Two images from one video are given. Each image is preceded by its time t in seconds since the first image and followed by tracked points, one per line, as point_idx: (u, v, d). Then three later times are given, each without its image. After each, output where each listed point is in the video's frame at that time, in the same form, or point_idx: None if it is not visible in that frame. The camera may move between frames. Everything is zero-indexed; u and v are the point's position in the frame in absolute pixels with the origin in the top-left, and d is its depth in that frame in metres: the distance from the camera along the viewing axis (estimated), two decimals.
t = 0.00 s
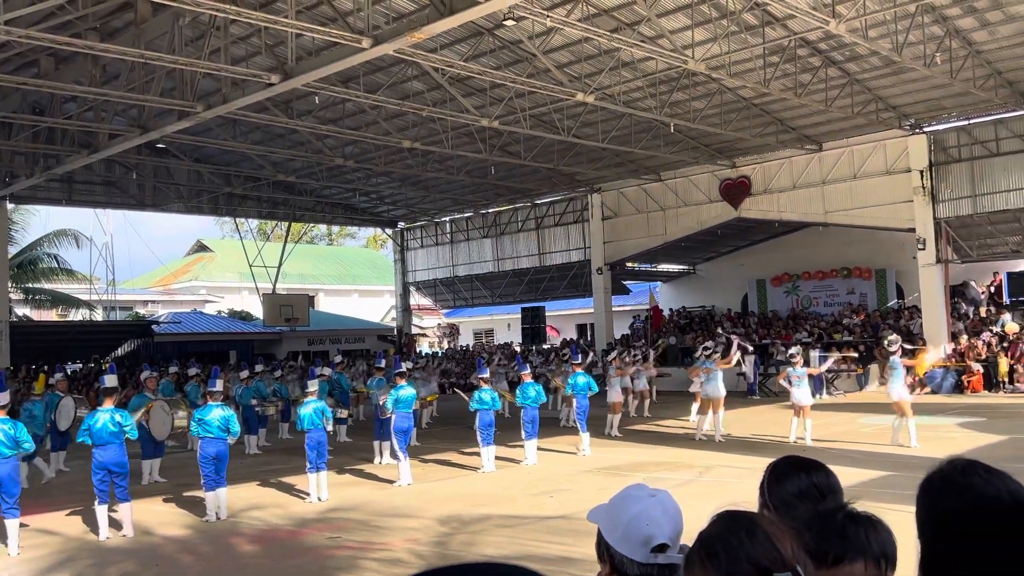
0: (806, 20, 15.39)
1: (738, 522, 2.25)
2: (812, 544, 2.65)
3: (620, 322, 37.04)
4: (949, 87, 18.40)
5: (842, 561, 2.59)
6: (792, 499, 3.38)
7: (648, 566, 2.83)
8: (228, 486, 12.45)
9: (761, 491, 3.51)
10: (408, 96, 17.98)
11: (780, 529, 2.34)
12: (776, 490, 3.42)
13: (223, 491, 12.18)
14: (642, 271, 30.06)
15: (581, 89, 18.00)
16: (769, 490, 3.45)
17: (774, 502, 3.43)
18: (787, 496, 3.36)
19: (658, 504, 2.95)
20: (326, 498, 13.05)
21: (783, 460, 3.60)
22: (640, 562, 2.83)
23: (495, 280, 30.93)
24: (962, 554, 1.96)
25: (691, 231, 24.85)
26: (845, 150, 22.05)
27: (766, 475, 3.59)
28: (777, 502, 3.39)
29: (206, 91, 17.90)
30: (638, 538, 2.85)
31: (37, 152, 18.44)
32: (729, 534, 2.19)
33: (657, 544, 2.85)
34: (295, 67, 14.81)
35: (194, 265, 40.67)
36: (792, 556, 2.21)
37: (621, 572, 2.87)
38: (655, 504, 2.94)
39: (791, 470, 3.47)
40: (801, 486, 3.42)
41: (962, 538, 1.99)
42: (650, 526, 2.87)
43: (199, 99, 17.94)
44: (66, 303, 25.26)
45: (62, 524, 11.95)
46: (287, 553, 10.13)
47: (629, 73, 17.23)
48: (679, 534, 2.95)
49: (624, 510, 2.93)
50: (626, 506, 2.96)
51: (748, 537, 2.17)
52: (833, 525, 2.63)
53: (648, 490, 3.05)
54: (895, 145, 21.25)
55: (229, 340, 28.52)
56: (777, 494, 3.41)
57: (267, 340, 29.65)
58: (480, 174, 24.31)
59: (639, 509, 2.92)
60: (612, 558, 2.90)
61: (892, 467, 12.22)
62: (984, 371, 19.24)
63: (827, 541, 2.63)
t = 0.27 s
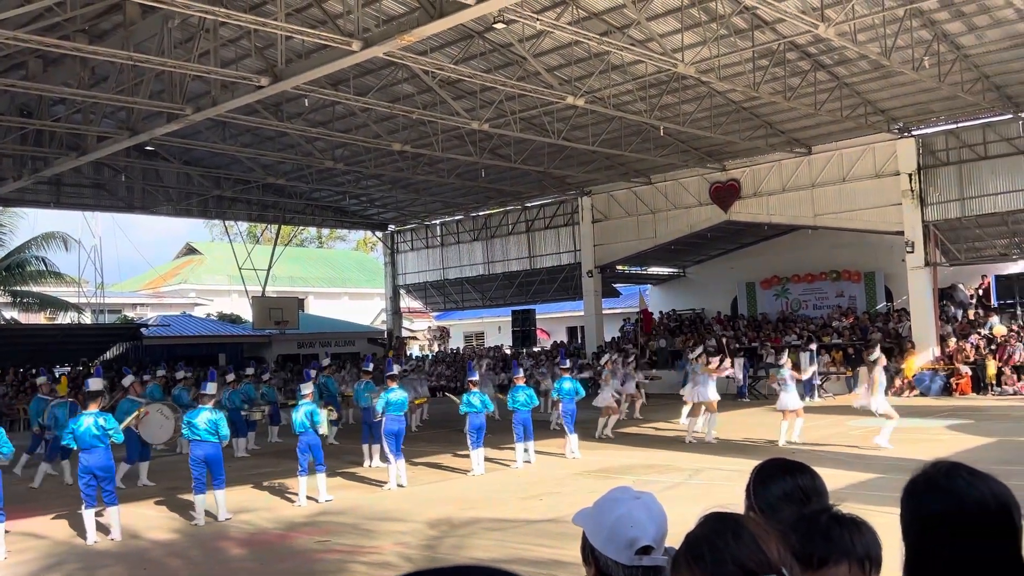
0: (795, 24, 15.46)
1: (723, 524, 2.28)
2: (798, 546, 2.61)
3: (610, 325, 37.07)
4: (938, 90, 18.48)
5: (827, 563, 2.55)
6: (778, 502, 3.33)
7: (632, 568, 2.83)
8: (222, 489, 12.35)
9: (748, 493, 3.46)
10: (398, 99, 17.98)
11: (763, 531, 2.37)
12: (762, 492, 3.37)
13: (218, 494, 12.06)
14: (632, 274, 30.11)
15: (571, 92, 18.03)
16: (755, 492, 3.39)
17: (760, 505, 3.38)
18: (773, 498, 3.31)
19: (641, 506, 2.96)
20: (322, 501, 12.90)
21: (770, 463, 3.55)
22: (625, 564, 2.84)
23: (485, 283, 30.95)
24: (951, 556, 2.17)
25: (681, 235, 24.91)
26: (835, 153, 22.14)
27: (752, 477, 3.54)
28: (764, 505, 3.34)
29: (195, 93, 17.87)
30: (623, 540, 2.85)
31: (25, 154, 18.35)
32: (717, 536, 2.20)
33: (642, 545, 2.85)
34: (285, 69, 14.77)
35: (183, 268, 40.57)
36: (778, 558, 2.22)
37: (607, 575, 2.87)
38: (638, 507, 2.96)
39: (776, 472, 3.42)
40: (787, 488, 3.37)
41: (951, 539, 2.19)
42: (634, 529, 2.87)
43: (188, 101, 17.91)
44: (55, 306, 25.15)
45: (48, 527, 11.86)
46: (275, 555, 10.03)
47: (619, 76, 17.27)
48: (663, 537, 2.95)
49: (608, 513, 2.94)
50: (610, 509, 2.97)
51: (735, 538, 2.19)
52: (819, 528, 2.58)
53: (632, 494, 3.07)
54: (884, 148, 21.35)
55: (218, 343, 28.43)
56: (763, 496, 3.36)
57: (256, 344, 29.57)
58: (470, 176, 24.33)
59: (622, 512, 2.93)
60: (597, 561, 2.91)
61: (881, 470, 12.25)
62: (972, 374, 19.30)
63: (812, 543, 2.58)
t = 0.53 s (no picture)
0: (786, 27, 15.53)
1: (713, 525, 2.27)
2: (787, 549, 2.56)
3: (602, 327, 37.10)
4: (928, 94, 18.57)
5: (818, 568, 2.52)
6: (767, 505, 3.29)
7: (620, 572, 2.83)
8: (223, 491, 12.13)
9: (736, 496, 3.42)
10: (390, 102, 18.00)
11: (751, 532, 2.36)
12: (750, 496, 3.33)
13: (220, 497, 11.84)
14: (624, 276, 30.14)
15: (562, 95, 18.07)
16: (743, 495, 3.36)
17: (748, 508, 3.34)
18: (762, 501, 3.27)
19: (629, 509, 2.95)
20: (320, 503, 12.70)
21: (759, 465, 3.51)
22: (612, 568, 2.84)
23: (478, 285, 30.98)
24: (939, 558, 2.19)
25: (672, 237, 24.97)
26: (826, 156, 22.21)
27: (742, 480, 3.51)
28: (752, 508, 3.30)
29: (186, 95, 17.84)
30: (610, 544, 2.85)
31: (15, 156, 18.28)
32: (707, 538, 2.19)
33: (629, 549, 2.84)
34: (276, 72, 14.73)
35: (174, 270, 40.50)
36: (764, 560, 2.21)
37: None
38: (626, 510, 2.94)
39: (764, 475, 3.38)
40: (775, 491, 3.33)
41: (939, 542, 2.21)
42: (621, 532, 2.86)
43: (179, 103, 17.89)
44: (45, 308, 25.06)
45: (36, 528, 11.77)
46: (263, 557, 9.96)
47: (611, 79, 17.32)
48: (652, 540, 2.94)
49: (596, 517, 2.93)
50: (598, 512, 2.96)
51: (724, 541, 2.18)
52: (810, 531, 2.55)
53: (620, 496, 3.05)
54: (874, 151, 21.42)
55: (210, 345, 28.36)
56: (750, 500, 3.32)
57: (247, 346, 29.50)
58: (462, 179, 24.36)
59: (610, 516, 2.91)
60: (586, 565, 2.91)
61: (871, 472, 12.26)
62: (962, 376, 19.35)
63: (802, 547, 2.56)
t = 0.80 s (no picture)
0: (779, 31, 15.58)
1: (706, 529, 2.26)
2: (780, 553, 2.54)
3: (596, 330, 37.13)
4: (920, 97, 18.64)
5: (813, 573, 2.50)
6: (760, 508, 3.23)
7: None
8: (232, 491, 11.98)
9: (729, 499, 3.38)
10: (384, 104, 18.00)
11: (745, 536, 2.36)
12: (742, 499, 3.28)
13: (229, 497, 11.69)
14: (618, 279, 30.16)
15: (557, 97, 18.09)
16: (735, 498, 3.31)
17: (741, 512, 3.28)
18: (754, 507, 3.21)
19: (621, 513, 2.94)
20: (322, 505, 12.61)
21: (752, 468, 3.45)
22: (605, 572, 2.83)
23: (472, 288, 30.99)
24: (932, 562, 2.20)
25: (666, 240, 25.01)
26: (819, 159, 22.28)
27: (733, 486, 3.44)
28: (745, 512, 3.24)
29: (180, 97, 17.83)
30: (603, 548, 2.84)
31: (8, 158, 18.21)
32: (699, 541, 2.20)
33: (622, 553, 2.83)
34: (270, 74, 14.69)
35: (167, 273, 40.43)
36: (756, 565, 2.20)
37: None
38: (619, 514, 2.93)
39: (757, 478, 3.33)
40: (767, 496, 3.27)
41: (932, 545, 2.22)
42: (613, 536, 2.85)
43: (173, 105, 17.88)
44: (38, 310, 24.99)
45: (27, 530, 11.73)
46: (255, 558, 9.92)
47: (605, 82, 17.36)
48: (644, 544, 2.93)
49: (588, 521, 2.92)
50: (590, 517, 2.95)
51: (716, 545, 2.18)
52: (804, 535, 2.53)
53: (613, 500, 3.04)
54: (867, 155, 21.48)
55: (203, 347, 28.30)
56: (743, 503, 3.28)
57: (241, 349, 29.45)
58: (456, 181, 24.38)
59: (602, 520, 2.90)
60: (579, 569, 2.91)
61: (864, 475, 12.27)
62: (955, 379, 19.38)
63: (795, 551, 2.54)
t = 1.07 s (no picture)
0: (775, 34, 15.61)
1: (703, 530, 2.26)
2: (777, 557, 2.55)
3: (592, 332, 37.14)
4: (916, 101, 18.69)
5: None
6: (756, 512, 3.22)
7: None
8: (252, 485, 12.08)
9: (725, 503, 3.37)
10: (380, 106, 18.01)
11: (743, 538, 2.37)
12: (739, 502, 3.27)
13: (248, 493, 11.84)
14: (615, 281, 30.19)
15: (553, 100, 18.11)
16: (731, 502, 3.31)
17: (737, 516, 3.28)
18: (749, 512, 3.20)
19: (619, 516, 2.93)
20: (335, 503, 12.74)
21: (747, 473, 3.45)
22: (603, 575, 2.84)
23: (468, 290, 31.00)
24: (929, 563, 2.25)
25: (663, 243, 25.04)
26: (814, 162, 22.33)
27: (727, 489, 3.43)
28: (741, 515, 3.24)
29: (176, 98, 17.83)
30: (600, 552, 2.85)
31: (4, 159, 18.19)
32: (697, 543, 2.19)
33: (618, 557, 2.83)
34: (266, 76, 14.68)
35: (163, 274, 40.40)
36: (756, 566, 2.21)
37: None
38: (617, 516, 2.93)
39: (753, 482, 3.32)
40: (763, 499, 3.26)
41: (928, 548, 2.29)
42: (609, 540, 2.85)
43: (169, 107, 17.87)
44: (33, 312, 24.95)
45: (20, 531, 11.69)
46: (250, 560, 9.90)
47: (601, 85, 17.38)
48: (641, 546, 2.93)
49: (585, 524, 2.92)
50: (587, 520, 2.95)
51: (713, 548, 2.18)
52: (802, 538, 2.54)
53: (610, 503, 3.04)
54: (863, 158, 21.52)
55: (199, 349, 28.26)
56: (739, 506, 3.27)
57: (236, 351, 29.41)
58: (453, 183, 24.41)
59: (599, 522, 2.90)
60: (577, 573, 2.91)
61: (860, 478, 12.26)
62: (950, 382, 19.40)
63: (794, 554, 2.56)
